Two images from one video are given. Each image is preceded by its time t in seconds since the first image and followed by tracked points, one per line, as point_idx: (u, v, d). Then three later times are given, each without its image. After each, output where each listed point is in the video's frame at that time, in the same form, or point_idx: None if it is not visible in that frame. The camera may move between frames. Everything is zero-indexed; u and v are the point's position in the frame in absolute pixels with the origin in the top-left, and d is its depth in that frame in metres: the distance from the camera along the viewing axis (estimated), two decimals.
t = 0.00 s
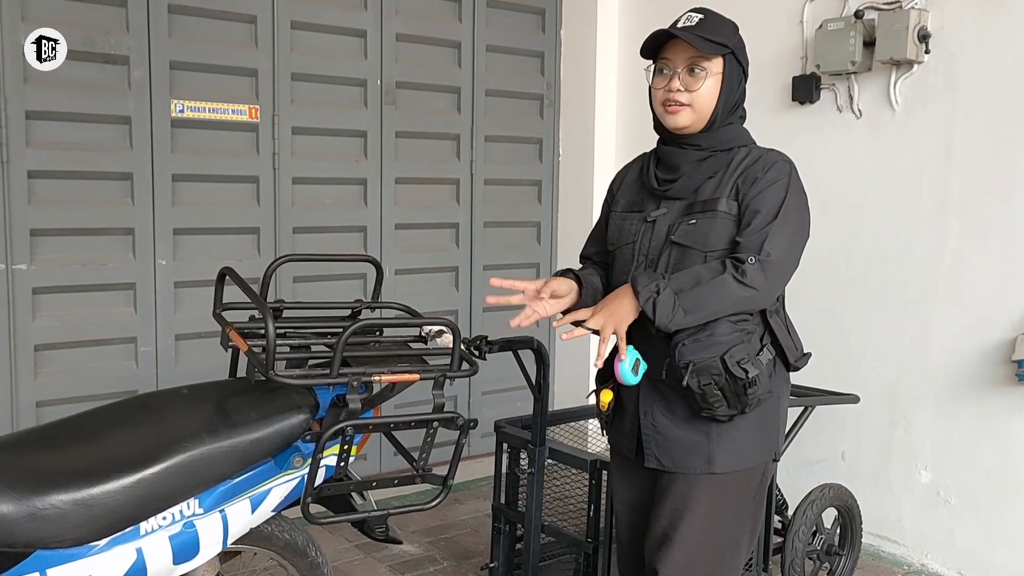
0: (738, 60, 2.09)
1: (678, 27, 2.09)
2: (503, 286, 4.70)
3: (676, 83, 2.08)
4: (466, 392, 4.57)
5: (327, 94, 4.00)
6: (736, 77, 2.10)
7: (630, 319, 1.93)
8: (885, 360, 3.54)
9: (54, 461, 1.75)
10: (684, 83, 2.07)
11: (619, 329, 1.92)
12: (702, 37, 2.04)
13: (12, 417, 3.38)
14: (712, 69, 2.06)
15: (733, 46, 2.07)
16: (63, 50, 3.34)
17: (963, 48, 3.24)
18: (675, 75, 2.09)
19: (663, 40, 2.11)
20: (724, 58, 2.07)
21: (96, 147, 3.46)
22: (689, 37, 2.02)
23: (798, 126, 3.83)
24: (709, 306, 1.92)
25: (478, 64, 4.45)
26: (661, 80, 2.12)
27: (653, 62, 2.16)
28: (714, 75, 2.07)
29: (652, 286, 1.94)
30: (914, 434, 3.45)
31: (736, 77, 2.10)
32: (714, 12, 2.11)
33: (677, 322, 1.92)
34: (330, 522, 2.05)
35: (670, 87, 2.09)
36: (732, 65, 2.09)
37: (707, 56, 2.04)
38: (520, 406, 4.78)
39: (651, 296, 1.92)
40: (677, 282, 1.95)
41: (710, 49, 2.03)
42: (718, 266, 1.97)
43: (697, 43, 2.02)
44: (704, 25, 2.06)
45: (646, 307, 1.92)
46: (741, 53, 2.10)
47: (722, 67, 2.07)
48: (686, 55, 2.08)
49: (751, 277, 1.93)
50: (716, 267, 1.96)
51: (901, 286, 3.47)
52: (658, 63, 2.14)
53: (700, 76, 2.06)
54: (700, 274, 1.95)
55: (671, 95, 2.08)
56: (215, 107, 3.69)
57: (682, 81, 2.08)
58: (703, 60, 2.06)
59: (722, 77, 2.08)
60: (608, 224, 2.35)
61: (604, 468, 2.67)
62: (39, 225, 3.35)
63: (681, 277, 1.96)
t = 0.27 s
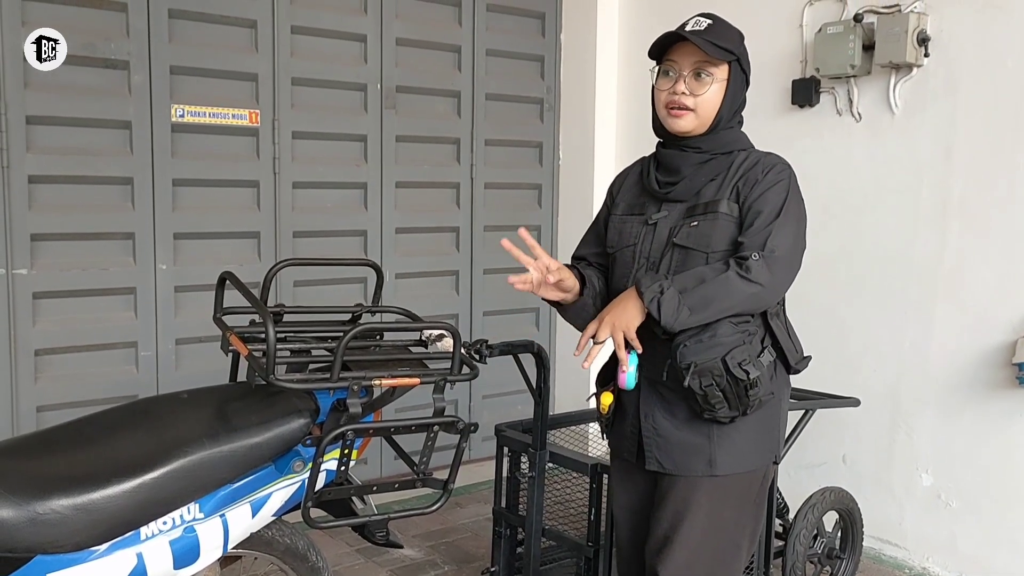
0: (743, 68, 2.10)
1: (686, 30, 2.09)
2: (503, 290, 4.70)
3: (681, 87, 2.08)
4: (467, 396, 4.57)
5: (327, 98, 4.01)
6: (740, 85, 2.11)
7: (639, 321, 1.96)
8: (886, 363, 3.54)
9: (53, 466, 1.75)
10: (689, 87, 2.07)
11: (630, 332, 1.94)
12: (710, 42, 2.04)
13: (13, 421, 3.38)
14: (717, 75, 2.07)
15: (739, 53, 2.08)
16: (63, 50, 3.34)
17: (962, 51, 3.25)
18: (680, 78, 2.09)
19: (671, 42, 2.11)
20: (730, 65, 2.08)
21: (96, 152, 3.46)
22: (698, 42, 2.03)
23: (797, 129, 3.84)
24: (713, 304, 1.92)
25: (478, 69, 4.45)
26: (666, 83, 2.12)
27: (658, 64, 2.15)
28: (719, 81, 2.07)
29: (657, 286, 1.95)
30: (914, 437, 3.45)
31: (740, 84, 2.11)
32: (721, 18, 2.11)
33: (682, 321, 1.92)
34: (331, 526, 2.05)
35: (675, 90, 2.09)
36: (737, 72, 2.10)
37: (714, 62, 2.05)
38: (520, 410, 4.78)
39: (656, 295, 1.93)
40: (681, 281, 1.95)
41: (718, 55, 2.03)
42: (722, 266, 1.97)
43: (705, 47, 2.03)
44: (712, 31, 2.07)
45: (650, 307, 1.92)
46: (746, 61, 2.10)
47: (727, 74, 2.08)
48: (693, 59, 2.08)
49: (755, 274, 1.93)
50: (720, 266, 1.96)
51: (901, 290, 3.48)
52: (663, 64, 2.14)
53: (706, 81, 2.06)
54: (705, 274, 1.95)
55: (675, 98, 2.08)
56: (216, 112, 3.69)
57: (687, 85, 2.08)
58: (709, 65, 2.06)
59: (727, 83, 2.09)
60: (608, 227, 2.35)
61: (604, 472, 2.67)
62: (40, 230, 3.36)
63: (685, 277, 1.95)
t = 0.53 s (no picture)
0: (741, 67, 2.09)
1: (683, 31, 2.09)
2: (503, 290, 4.70)
3: (678, 87, 2.08)
4: (467, 396, 4.57)
5: (327, 99, 4.01)
6: (738, 84, 2.10)
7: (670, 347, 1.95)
8: (886, 364, 3.54)
9: (53, 466, 1.75)
10: (686, 87, 2.07)
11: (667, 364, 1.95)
12: (706, 42, 2.04)
13: (13, 422, 3.38)
14: (714, 75, 2.06)
15: (736, 53, 2.07)
16: (63, 50, 3.34)
17: (962, 52, 3.25)
18: (677, 79, 2.09)
19: (668, 43, 2.11)
20: (727, 64, 2.07)
21: (96, 152, 3.46)
22: (695, 42, 2.03)
23: (797, 130, 3.84)
24: (732, 310, 1.89)
25: (478, 69, 4.45)
26: (663, 84, 2.12)
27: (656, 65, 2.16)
28: (716, 81, 2.07)
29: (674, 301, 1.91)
30: (915, 438, 3.45)
31: (738, 84, 2.10)
32: (719, 17, 2.11)
33: (705, 333, 1.88)
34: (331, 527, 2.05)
35: (672, 90, 2.09)
36: (735, 72, 2.09)
37: (711, 62, 2.04)
38: (520, 410, 4.78)
39: (678, 312, 1.88)
40: (695, 293, 1.91)
41: (714, 55, 2.03)
42: (731, 269, 1.94)
43: (701, 48, 2.02)
44: (709, 31, 2.06)
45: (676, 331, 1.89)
46: (744, 60, 2.10)
47: (724, 73, 2.07)
48: (690, 59, 2.08)
49: (767, 270, 1.92)
50: (730, 268, 1.93)
51: (901, 290, 3.47)
52: (661, 65, 2.14)
53: (703, 81, 2.06)
54: (719, 280, 1.92)
55: (672, 98, 2.08)
56: (216, 112, 3.69)
57: (684, 86, 2.08)
58: (706, 65, 2.06)
59: (724, 83, 2.08)
60: (609, 228, 2.35)
61: (605, 472, 2.67)
62: (39, 230, 3.36)
63: (699, 288, 1.91)
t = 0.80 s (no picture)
0: (742, 67, 2.09)
1: (683, 32, 2.09)
2: (504, 289, 4.70)
3: (678, 89, 2.08)
4: (468, 395, 4.57)
5: (328, 98, 4.00)
6: (739, 84, 2.10)
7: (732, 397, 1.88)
8: (887, 363, 3.54)
9: (53, 465, 1.75)
10: (686, 88, 2.07)
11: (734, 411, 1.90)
12: (705, 43, 2.04)
13: (14, 421, 3.38)
14: (715, 75, 2.06)
15: (736, 53, 2.07)
16: (63, 50, 3.34)
17: (963, 51, 3.24)
18: (677, 81, 2.09)
19: (668, 44, 2.11)
20: (727, 64, 2.07)
21: (97, 151, 3.46)
22: (694, 43, 2.02)
23: (798, 129, 3.84)
24: (791, 357, 1.88)
25: (478, 69, 4.45)
26: (664, 85, 2.12)
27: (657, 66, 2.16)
28: (716, 82, 2.06)
29: (744, 361, 1.82)
30: (915, 437, 3.45)
31: (739, 83, 2.10)
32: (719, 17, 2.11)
33: (778, 390, 1.85)
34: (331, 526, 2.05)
35: (672, 92, 2.09)
36: (736, 72, 2.09)
37: (710, 63, 2.04)
38: (520, 410, 4.78)
39: (754, 372, 1.82)
40: (757, 343, 1.84)
41: (714, 56, 2.02)
42: (774, 302, 1.89)
43: (700, 49, 2.02)
44: (709, 31, 2.06)
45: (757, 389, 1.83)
46: (745, 60, 2.09)
47: (725, 74, 2.07)
48: (690, 60, 2.07)
49: (801, 286, 1.90)
50: (773, 297, 1.89)
51: (902, 290, 3.47)
52: (662, 66, 2.14)
53: (703, 82, 2.06)
54: (773, 322, 1.86)
55: (673, 100, 2.08)
56: (216, 111, 3.69)
57: (685, 87, 2.08)
58: (706, 66, 2.06)
59: (725, 83, 2.08)
60: (612, 229, 2.36)
61: (605, 472, 2.66)
62: (40, 229, 3.36)
63: (760, 335, 1.85)
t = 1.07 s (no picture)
0: (732, 62, 2.08)
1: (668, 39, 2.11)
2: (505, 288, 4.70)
3: (670, 96, 2.09)
4: (469, 394, 4.57)
5: (329, 97, 4.00)
6: (733, 79, 2.09)
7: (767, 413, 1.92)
8: (888, 362, 3.54)
9: (55, 464, 1.75)
10: (678, 93, 2.09)
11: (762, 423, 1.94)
12: (688, 47, 2.05)
13: (15, 419, 3.38)
14: (704, 76, 2.06)
15: (724, 49, 2.06)
16: (63, 50, 3.34)
17: (965, 50, 3.24)
18: (668, 88, 2.11)
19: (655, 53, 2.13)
20: (716, 62, 2.07)
21: (99, 151, 3.46)
22: (677, 50, 2.04)
23: (799, 128, 3.83)
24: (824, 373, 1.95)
25: (480, 68, 4.45)
26: (658, 94, 2.15)
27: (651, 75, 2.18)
28: (707, 82, 2.07)
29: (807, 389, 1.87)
30: (917, 437, 3.45)
31: (733, 78, 2.09)
32: (705, 16, 2.11)
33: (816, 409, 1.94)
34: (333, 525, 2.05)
35: (665, 100, 2.11)
36: (727, 68, 2.08)
37: (696, 66, 2.05)
38: (521, 409, 4.78)
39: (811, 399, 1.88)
40: (795, 361, 1.88)
41: (698, 58, 2.03)
42: (810, 319, 1.91)
43: (683, 54, 2.03)
44: (693, 34, 2.07)
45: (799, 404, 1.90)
46: (736, 54, 2.08)
47: (715, 72, 2.07)
48: (677, 66, 2.09)
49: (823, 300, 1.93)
50: (801, 310, 1.92)
51: (904, 289, 3.47)
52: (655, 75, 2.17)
53: (693, 85, 2.07)
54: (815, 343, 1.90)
55: (667, 108, 2.10)
56: (217, 110, 3.69)
57: (676, 93, 2.09)
58: (694, 69, 2.07)
59: (716, 81, 2.08)
60: (616, 224, 2.36)
61: (606, 471, 2.65)
62: (42, 229, 3.36)
63: (798, 352, 1.88)
